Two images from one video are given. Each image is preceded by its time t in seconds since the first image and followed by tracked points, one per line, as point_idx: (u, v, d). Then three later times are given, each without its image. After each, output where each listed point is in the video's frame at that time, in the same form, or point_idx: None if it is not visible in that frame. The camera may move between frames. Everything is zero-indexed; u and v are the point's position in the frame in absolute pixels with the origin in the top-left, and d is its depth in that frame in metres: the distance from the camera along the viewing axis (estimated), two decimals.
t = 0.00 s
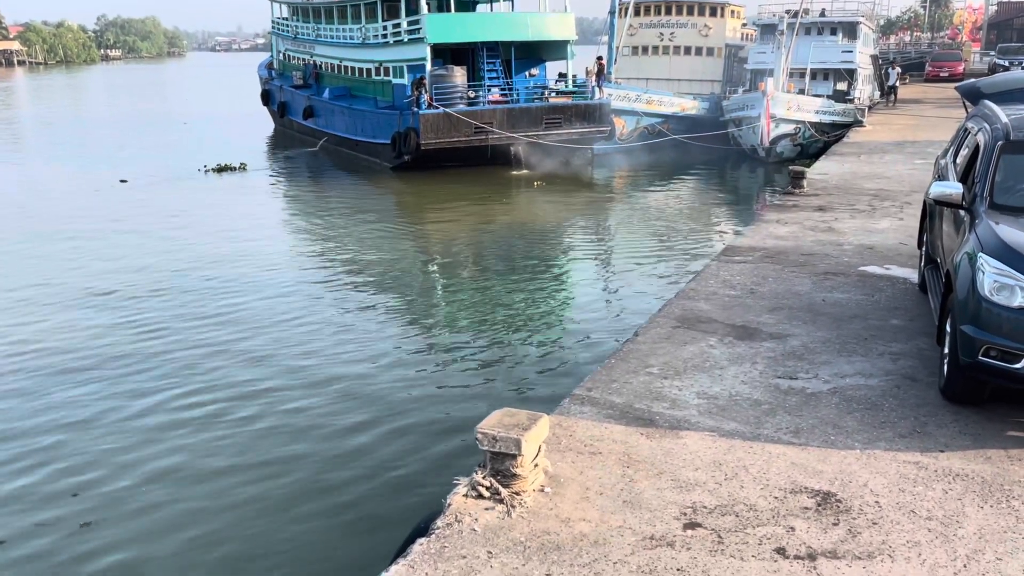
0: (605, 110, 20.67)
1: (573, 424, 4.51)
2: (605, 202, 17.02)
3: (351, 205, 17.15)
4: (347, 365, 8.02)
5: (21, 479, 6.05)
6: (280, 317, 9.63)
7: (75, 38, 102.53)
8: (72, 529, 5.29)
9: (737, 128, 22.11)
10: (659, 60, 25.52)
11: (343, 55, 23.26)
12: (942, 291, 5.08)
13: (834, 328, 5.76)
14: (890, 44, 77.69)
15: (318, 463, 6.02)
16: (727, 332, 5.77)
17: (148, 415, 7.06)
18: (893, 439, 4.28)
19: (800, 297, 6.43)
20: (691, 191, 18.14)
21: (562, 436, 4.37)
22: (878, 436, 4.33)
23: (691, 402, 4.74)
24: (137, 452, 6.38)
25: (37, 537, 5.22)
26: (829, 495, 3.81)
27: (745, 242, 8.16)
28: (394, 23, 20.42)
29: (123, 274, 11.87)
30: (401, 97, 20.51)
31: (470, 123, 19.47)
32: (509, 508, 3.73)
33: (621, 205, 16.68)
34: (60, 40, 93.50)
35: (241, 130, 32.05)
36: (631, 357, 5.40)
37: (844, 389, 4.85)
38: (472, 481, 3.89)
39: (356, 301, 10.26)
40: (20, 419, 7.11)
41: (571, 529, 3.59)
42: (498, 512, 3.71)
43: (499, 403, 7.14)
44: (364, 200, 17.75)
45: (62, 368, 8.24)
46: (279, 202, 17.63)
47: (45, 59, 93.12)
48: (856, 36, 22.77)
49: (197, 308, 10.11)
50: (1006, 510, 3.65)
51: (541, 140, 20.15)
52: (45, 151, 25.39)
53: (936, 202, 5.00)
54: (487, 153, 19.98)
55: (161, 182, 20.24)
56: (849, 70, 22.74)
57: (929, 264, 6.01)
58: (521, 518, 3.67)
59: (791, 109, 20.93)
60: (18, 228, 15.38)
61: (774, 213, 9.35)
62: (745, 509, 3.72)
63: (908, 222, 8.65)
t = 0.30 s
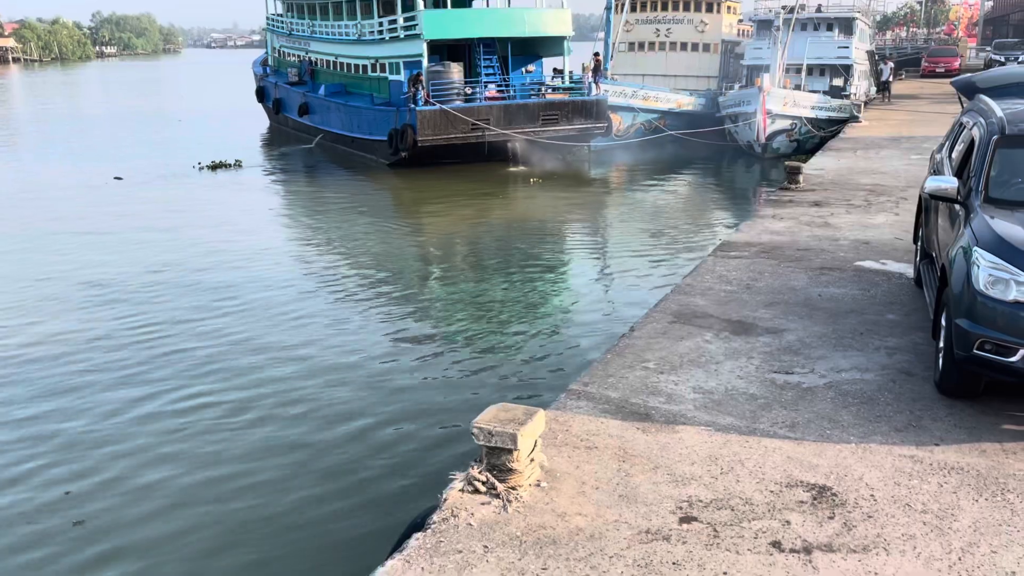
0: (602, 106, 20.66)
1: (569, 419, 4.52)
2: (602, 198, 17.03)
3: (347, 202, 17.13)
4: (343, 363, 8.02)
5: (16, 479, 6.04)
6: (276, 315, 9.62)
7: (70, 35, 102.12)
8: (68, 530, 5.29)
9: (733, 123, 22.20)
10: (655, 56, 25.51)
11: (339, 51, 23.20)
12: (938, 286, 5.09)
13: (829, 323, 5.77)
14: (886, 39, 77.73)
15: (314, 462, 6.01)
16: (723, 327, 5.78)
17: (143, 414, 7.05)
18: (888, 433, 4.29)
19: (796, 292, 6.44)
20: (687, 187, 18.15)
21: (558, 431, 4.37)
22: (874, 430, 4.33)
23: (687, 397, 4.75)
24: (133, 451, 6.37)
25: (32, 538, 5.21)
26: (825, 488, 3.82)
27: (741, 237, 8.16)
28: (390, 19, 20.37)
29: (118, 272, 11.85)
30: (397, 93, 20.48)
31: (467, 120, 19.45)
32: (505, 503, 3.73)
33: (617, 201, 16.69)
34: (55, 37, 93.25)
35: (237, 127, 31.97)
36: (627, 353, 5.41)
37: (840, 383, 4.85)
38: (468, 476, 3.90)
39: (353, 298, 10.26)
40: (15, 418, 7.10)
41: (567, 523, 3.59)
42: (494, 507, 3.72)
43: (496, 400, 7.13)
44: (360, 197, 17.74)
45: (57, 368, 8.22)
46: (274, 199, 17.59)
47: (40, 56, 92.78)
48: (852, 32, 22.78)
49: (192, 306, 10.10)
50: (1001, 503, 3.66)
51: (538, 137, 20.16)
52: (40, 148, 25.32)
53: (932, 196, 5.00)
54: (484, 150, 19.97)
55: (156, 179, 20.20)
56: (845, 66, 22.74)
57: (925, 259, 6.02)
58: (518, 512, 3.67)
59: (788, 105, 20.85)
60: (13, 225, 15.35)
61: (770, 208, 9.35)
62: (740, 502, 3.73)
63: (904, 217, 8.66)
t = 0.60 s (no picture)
0: (597, 100, 20.65)
1: (564, 411, 4.51)
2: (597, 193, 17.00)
3: (342, 198, 17.09)
4: (338, 358, 8.02)
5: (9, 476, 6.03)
6: (271, 311, 9.60)
7: (62, 30, 101.59)
8: (61, 527, 5.28)
9: (728, 117, 22.12)
10: (650, 50, 25.48)
11: (333, 46, 23.13)
12: (931, 278, 5.09)
13: (824, 316, 5.77)
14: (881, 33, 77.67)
15: (308, 458, 6.01)
16: (718, 320, 5.78)
17: (137, 411, 7.04)
18: (882, 424, 4.30)
19: (790, 285, 6.44)
20: (682, 182, 18.15)
21: (553, 424, 4.37)
22: (868, 421, 4.34)
23: (682, 389, 4.75)
24: (127, 447, 6.36)
25: (25, 535, 5.20)
26: (819, 479, 3.83)
27: (736, 231, 8.15)
28: (384, 14, 20.31)
29: (111, 269, 11.82)
30: (392, 88, 20.43)
31: (463, 115, 19.42)
32: (500, 495, 3.73)
33: (613, 196, 16.67)
34: (48, 32, 92.78)
35: (231, 122, 31.87)
36: (622, 345, 5.41)
37: (834, 375, 4.86)
38: (462, 469, 3.89)
39: (348, 294, 10.24)
40: (9, 415, 7.08)
41: (562, 515, 3.59)
42: (489, 500, 3.71)
43: (490, 394, 7.13)
44: (355, 192, 17.71)
45: (49, 365, 8.20)
46: (269, 194, 17.55)
47: (33, 51, 92.24)
48: (847, 26, 22.79)
49: (186, 302, 10.07)
50: (995, 494, 3.67)
51: (533, 131, 20.14)
52: (32, 144, 25.20)
53: (925, 188, 5.00)
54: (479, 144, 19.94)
55: (150, 174, 20.14)
56: (840, 59, 22.74)
57: (919, 251, 6.03)
58: (512, 505, 3.67)
59: (783, 99, 20.91)
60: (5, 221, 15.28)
61: (765, 202, 9.35)
62: (734, 494, 3.73)
63: (899, 210, 8.67)
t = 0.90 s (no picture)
0: (593, 94, 20.62)
1: (558, 403, 4.51)
2: (593, 186, 16.99)
3: (336, 192, 17.05)
4: (333, 353, 8.00)
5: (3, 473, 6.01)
6: (265, 306, 9.59)
7: (55, 24, 101.03)
8: (54, 524, 5.26)
9: (723, 109, 22.23)
10: (645, 43, 25.45)
11: (327, 39, 23.06)
12: (924, 268, 5.10)
13: (818, 307, 5.78)
14: (876, 26, 77.70)
15: (301, 453, 6.00)
16: (712, 312, 5.78)
17: (130, 407, 7.02)
18: (876, 414, 4.30)
19: (784, 276, 6.44)
20: (677, 175, 18.15)
21: (546, 415, 4.36)
22: (862, 411, 4.35)
23: (676, 380, 4.76)
24: (120, 444, 6.34)
25: (17, 532, 5.18)
26: (812, 469, 3.83)
27: (730, 222, 8.15)
28: (378, 7, 20.25)
29: (104, 264, 11.78)
30: (387, 82, 20.37)
31: (458, 108, 19.37)
32: (493, 486, 3.72)
33: (608, 189, 16.67)
34: (41, 26, 92.08)
35: (224, 116, 31.77)
36: (615, 337, 5.40)
37: (828, 366, 4.87)
38: (456, 460, 3.88)
39: (342, 288, 10.22)
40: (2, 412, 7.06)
41: (555, 506, 3.59)
42: (482, 491, 3.71)
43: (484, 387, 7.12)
44: (349, 186, 17.67)
45: (39, 361, 8.16)
46: (263, 189, 17.50)
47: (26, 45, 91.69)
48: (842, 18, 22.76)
49: (180, 298, 10.05)
50: (987, 482, 3.68)
51: (529, 125, 20.11)
52: (23, 139, 25.08)
53: (918, 178, 5.00)
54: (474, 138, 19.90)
55: (142, 169, 20.07)
56: (834, 52, 22.73)
57: (912, 242, 6.04)
58: (505, 496, 3.67)
59: (778, 92, 20.92)
60: None
61: (759, 194, 9.36)
62: (727, 484, 3.73)
63: (893, 202, 8.68)
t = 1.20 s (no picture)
0: (588, 85, 20.58)
1: (550, 392, 4.50)
2: (588, 179, 16.97)
3: (330, 185, 17.00)
4: (326, 346, 7.98)
5: None
6: (258, 300, 9.55)
7: (48, 17, 100.43)
8: (44, 515, 5.23)
9: (718, 101, 22.14)
10: (640, 36, 25.40)
11: (320, 31, 22.96)
12: (917, 257, 5.08)
13: (811, 296, 5.77)
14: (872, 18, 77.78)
15: (295, 443, 5.98)
16: (705, 302, 5.76)
17: (122, 400, 6.99)
18: (868, 402, 4.30)
19: (778, 266, 6.43)
20: (672, 167, 18.11)
21: (539, 405, 4.35)
22: (854, 399, 4.34)
23: (668, 369, 4.75)
24: (111, 435, 6.32)
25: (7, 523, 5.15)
26: (805, 457, 3.82)
27: (724, 213, 8.14)
28: None
29: (95, 258, 11.74)
30: (381, 74, 20.30)
31: (453, 101, 19.32)
32: (485, 476, 3.71)
33: (603, 181, 16.65)
34: (34, 19, 91.36)
35: (216, 110, 31.65)
36: (608, 327, 5.39)
37: (821, 354, 4.86)
38: (448, 449, 3.87)
39: (335, 281, 10.20)
40: None
41: (547, 495, 3.58)
42: (474, 480, 3.70)
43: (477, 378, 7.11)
44: (343, 179, 17.62)
45: (30, 355, 8.13)
46: (255, 182, 17.46)
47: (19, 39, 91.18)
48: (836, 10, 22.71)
49: (172, 291, 10.01)
50: (979, 469, 3.68)
51: (524, 117, 20.07)
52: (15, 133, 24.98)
53: (911, 166, 4.98)
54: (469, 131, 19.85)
55: (135, 163, 19.99)
56: (830, 43, 22.70)
57: (905, 232, 6.02)
58: (498, 485, 3.65)
59: (773, 83, 20.91)
60: None
61: (754, 184, 9.35)
62: (719, 472, 3.73)
63: (886, 192, 8.68)
